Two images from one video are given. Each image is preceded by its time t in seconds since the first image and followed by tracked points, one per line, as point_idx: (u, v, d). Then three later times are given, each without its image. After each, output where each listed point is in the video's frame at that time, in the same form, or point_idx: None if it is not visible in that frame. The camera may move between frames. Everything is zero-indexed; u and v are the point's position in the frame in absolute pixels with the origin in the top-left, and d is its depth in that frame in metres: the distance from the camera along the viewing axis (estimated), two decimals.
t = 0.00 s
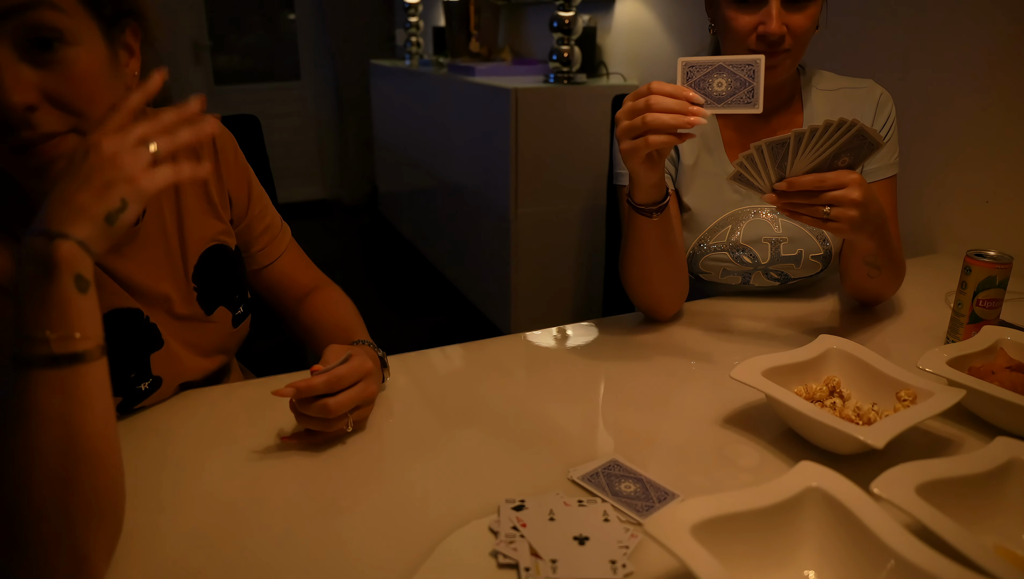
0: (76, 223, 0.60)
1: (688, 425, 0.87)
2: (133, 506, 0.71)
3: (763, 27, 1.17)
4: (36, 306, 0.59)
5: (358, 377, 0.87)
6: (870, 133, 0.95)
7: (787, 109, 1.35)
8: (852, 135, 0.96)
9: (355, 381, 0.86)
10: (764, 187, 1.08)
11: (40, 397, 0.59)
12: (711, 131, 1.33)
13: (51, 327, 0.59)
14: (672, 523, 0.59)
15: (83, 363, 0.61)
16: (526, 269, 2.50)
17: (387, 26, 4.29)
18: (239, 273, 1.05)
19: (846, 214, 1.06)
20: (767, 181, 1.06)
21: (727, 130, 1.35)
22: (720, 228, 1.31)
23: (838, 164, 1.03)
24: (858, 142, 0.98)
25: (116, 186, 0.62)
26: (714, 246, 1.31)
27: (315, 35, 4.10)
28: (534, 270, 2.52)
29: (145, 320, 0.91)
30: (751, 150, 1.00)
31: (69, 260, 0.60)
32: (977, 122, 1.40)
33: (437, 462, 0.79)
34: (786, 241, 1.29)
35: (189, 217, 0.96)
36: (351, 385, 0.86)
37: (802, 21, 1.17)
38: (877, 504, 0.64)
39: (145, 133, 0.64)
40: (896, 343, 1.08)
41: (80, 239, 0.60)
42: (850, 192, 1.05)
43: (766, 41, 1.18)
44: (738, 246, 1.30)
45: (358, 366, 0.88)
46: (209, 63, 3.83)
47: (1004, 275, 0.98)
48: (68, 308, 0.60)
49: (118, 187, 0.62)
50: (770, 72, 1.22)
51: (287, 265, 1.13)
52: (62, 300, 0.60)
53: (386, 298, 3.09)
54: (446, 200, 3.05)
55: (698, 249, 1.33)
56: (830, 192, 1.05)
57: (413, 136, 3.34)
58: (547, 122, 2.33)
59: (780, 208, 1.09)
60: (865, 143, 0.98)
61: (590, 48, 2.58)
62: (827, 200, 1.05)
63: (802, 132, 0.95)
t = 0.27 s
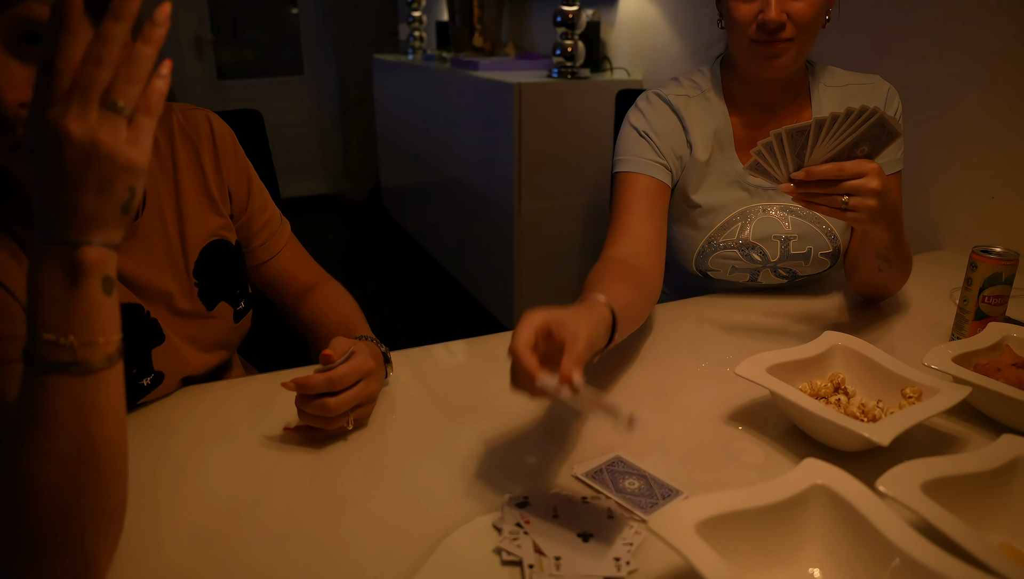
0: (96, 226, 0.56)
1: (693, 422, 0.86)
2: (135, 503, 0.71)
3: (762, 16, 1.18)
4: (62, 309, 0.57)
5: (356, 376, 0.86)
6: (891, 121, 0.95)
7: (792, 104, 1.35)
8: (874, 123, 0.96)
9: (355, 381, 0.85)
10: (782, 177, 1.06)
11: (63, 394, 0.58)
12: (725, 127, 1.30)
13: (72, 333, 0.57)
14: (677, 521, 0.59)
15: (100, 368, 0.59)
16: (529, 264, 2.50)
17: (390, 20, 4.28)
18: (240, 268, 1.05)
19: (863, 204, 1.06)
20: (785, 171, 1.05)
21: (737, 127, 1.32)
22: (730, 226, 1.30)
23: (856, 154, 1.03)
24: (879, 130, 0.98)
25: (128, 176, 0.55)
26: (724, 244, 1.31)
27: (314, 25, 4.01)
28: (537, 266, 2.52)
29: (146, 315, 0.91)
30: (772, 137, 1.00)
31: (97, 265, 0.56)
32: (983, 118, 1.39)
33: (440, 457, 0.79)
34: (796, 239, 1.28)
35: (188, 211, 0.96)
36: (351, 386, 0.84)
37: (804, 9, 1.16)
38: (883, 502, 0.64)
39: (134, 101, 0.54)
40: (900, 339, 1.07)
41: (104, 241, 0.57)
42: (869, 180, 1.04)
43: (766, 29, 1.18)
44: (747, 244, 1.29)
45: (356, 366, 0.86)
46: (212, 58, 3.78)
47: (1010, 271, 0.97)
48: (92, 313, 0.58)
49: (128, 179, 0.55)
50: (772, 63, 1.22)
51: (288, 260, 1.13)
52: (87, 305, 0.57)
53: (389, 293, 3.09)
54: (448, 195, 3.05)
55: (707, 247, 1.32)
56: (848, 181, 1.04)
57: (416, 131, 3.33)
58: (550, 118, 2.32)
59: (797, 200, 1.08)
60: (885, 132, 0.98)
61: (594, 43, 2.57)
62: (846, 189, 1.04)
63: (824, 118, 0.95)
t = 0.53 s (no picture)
0: (81, 216, 0.63)
1: (697, 419, 0.86)
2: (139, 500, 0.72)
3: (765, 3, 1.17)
4: (38, 292, 0.61)
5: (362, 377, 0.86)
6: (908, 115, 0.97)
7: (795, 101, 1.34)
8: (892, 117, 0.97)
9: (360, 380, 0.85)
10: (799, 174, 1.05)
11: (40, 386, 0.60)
12: (733, 123, 1.30)
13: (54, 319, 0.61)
14: (680, 518, 0.59)
15: (87, 354, 0.62)
16: (532, 262, 2.50)
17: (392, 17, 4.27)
18: (241, 265, 1.05)
19: (882, 198, 1.06)
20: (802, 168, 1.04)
21: (746, 123, 1.33)
22: (739, 224, 1.30)
23: (873, 148, 1.04)
24: (897, 124, 0.99)
25: (132, 199, 0.65)
26: (733, 242, 1.30)
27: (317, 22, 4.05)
28: (540, 263, 2.51)
29: (147, 313, 0.91)
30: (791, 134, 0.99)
31: (74, 251, 0.61)
32: (988, 115, 1.38)
33: (444, 454, 0.79)
34: (803, 238, 1.28)
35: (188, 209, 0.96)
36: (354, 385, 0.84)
37: None
38: (886, 500, 0.64)
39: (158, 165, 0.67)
40: (904, 337, 1.07)
41: (84, 232, 0.62)
42: (888, 175, 1.05)
43: (769, 17, 1.18)
44: (756, 242, 1.29)
45: (362, 365, 0.87)
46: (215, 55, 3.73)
47: (1015, 269, 0.97)
48: (71, 300, 0.62)
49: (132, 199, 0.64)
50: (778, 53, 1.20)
51: (289, 257, 1.13)
52: (66, 291, 0.61)
53: (392, 290, 3.09)
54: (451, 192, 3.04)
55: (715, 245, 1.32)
56: (866, 176, 1.05)
57: (419, 128, 3.33)
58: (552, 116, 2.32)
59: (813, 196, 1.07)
60: (902, 126, 1.00)
61: (597, 39, 2.57)
62: (865, 184, 1.05)
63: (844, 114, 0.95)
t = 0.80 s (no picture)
0: (54, 212, 0.63)
1: (700, 420, 0.86)
2: (141, 497, 0.72)
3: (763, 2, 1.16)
4: (16, 290, 0.61)
5: (363, 379, 0.85)
6: (903, 104, 0.98)
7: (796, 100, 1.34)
8: (887, 105, 0.98)
9: (358, 382, 0.84)
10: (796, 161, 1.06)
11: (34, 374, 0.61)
12: (728, 118, 1.31)
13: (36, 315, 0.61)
14: (686, 518, 0.59)
15: (71, 348, 0.63)
16: (534, 262, 2.50)
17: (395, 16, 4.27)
18: (243, 265, 1.04)
19: (878, 184, 1.06)
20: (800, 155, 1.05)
21: (742, 117, 1.33)
22: (732, 218, 1.30)
23: (869, 137, 1.04)
24: (891, 114, 1.00)
25: (92, 185, 0.67)
26: (728, 236, 1.30)
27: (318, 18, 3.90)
28: (542, 262, 2.51)
29: (150, 313, 0.91)
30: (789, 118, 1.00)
31: (49, 248, 0.62)
32: (992, 114, 1.38)
33: (444, 452, 0.79)
34: (799, 232, 1.28)
35: (188, 210, 0.96)
36: (356, 384, 0.84)
37: None
38: (889, 500, 0.64)
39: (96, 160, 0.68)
40: (907, 337, 1.07)
41: (58, 228, 0.63)
42: (884, 163, 1.05)
43: (766, 15, 1.18)
44: (751, 236, 1.29)
45: (363, 364, 0.86)
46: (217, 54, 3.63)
47: (1018, 270, 0.97)
48: (48, 293, 0.62)
49: (91, 185, 0.66)
50: (776, 49, 1.21)
51: (290, 256, 1.13)
52: (44, 283, 0.62)
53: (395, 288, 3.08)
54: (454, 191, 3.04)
55: (711, 240, 1.32)
56: (862, 164, 1.05)
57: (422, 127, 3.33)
58: (553, 114, 2.33)
59: (810, 185, 1.08)
60: (898, 115, 1.01)
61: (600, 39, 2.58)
62: (860, 172, 1.05)
63: (839, 100, 0.96)
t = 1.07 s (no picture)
0: (77, 211, 0.62)
1: (702, 419, 0.86)
2: (143, 496, 0.72)
3: None
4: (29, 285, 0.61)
5: (365, 379, 0.85)
6: (903, 91, 1.01)
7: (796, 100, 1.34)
8: (887, 92, 1.01)
9: (361, 382, 0.84)
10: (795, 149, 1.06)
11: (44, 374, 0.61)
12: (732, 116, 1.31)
13: (53, 312, 0.61)
14: (688, 518, 0.59)
15: (87, 345, 0.63)
16: (535, 262, 2.50)
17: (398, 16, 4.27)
18: (244, 264, 1.05)
19: (877, 172, 1.06)
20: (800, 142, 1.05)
21: (743, 115, 1.33)
22: (734, 215, 1.30)
23: (869, 125, 1.06)
24: (891, 101, 1.02)
25: (122, 182, 0.64)
26: (730, 233, 1.31)
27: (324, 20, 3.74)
28: (542, 262, 2.51)
29: (151, 312, 0.91)
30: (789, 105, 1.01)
31: (68, 247, 0.61)
32: (993, 115, 1.38)
33: (445, 451, 0.80)
34: (801, 230, 1.27)
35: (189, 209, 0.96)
36: (359, 384, 0.84)
37: None
38: (891, 500, 0.64)
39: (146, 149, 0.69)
40: (908, 337, 1.07)
41: (79, 228, 0.62)
42: (883, 150, 1.05)
43: (762, 10, 1.18)
44: (754, 232, 1.29)
45: (366, 364, 0.86)
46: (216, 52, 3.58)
47: (1019, 270, 0.97)
48: (67, 292, 0.62)
49: (122, 184, 0.64)
50: (774, 45, 1.21)
51: (291, 256, 1.13)
52: (63, 285, 0.62)
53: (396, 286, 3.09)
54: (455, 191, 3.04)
55: (713, 238, 1.32)
56: (862, 151, 1.04)
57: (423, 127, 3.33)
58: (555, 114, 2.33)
59: (812, 173, 1.07)
60: (897, 102, 1.03)
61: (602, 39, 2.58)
62: (860, 159, 1.05)
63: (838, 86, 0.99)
